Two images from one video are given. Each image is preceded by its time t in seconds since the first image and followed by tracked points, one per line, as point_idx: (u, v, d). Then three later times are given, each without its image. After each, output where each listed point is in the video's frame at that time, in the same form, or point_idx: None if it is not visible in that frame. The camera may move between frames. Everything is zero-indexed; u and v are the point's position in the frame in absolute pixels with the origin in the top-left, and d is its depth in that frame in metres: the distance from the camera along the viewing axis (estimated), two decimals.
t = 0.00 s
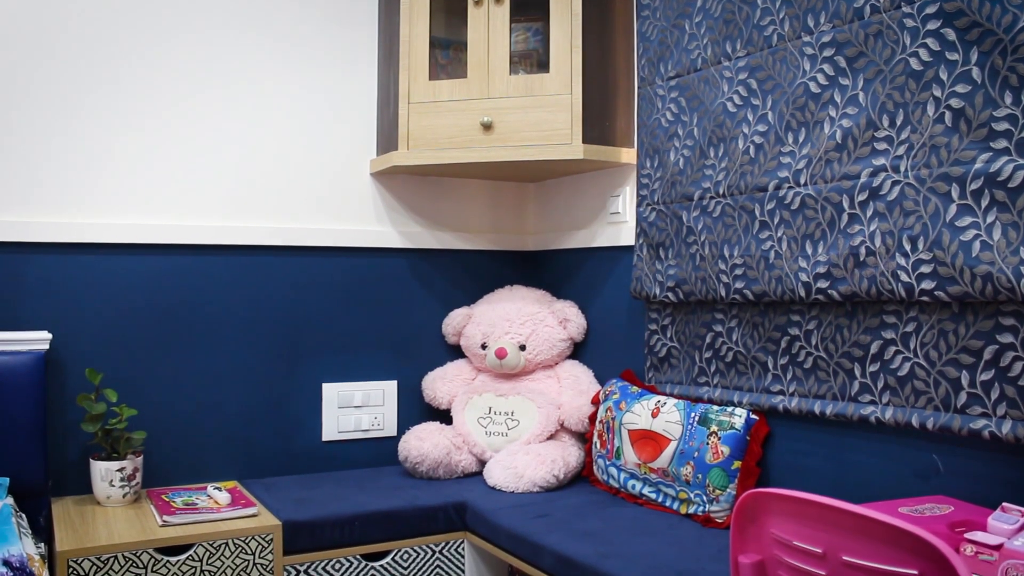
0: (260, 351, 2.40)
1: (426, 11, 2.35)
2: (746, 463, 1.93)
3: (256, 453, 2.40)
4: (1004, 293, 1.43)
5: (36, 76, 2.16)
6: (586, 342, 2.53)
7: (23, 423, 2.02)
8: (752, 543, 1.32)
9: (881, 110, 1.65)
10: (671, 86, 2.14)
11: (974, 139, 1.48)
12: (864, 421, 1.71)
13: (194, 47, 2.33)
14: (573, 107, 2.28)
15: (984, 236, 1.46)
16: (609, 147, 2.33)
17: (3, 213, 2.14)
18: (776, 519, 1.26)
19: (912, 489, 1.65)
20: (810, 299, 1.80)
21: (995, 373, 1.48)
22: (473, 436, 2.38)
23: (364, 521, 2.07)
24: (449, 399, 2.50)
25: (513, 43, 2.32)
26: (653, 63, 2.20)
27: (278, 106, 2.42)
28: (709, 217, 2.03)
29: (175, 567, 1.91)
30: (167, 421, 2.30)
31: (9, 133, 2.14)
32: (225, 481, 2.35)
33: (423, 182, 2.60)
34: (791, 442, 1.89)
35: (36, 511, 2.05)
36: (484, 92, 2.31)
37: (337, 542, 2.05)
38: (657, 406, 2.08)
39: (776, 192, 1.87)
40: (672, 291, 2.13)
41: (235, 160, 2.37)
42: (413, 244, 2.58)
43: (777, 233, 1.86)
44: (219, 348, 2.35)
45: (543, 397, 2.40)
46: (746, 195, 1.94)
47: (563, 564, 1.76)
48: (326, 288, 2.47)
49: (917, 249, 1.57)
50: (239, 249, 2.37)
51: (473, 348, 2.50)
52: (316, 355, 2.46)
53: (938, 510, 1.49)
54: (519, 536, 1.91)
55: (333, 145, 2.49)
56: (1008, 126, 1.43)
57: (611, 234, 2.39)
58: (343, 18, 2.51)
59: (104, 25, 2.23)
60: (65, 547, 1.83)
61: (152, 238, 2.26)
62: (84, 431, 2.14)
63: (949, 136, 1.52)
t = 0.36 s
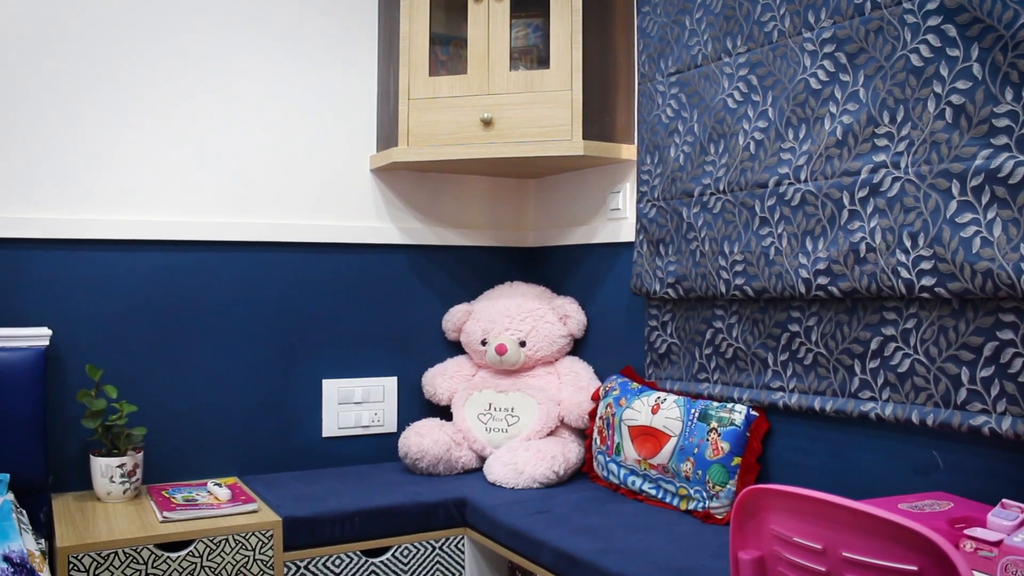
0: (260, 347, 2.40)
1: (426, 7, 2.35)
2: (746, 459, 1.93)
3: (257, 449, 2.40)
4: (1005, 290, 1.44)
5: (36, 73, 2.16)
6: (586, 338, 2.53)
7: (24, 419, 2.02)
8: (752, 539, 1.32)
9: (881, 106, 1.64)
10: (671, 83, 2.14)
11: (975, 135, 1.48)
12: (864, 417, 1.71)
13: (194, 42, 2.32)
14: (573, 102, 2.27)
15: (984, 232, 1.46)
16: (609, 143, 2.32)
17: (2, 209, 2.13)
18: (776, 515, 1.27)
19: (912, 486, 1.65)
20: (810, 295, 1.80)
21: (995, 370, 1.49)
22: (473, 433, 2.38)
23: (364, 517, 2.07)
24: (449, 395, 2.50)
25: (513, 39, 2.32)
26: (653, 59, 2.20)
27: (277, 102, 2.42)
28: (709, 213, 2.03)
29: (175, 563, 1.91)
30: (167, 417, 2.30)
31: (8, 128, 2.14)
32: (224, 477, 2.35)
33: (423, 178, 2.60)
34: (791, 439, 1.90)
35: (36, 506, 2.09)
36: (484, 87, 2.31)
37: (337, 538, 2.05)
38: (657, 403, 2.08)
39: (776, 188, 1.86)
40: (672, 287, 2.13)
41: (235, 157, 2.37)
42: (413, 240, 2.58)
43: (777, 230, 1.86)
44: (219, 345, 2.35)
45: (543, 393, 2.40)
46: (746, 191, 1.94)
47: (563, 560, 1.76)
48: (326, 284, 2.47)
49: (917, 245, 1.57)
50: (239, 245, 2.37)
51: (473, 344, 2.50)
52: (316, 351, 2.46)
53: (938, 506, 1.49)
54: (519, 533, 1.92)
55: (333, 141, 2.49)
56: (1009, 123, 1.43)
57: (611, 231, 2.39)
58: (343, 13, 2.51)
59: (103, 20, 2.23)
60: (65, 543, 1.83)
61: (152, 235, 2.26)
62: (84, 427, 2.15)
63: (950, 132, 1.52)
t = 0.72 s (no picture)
0: (260, 344, 2.40)
1: (426, 3, 2.34)
2: (746, 455, 1.93)
3: (257, 445, 2.40)
4: (1005, 286, 1.44)
5: (36, 69, 2.16)
6: (586, 334, 2.53)
7: (24, 414, 2.02)
8: (752, 535, 1.32)
9: (882, 102, 1.64)
10: (671, 79, 2.14)
11: (976, 131, 1.48)
12: (864, 413, 1.72)
13: (193, 37, 2.32)
14: (573, 98, 2.27)
15: (985, 229, 1.46)
16: (609, 139, 2.32)
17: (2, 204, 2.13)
18: (776, 511, 1.27)
19: (911, 482, 1.65)
20: (810, 291, 1.80)
21: (995, 366, 1.49)
22: (473, 429, 2.39)
23: (364, 513, 2.07)
24: (449, 391, 2.50)
25: (513, 35, 2.32)
26: (654, 55, 2.19)
27: (277, 98, 2.42)
28: (709, 209, 2.03)
29: (175, 558, 1.91)
30: (167, 413, 2.30)
31: (7, 123, 2.14)
32: (225, 473, 2.35)
33: (423, 174, 2.60)
34: (791, 435, 1.90)
35: (36, 502, 2.07)
36: (484, 83, 2.31)
37: (337, 534, 2.06)
38: (657, 399, 2.08)
39: (777, 185, 1.86)
40: (672, 283, 2.13)
41: (235, 153, 2.36)
42: (413, 236, 2.58)
43: (777, 226, 1.86)
44: (220, 340, 2.35)
45: (543, 389, 2.40)
46: (746, 187, 1.94)
47: (563, 556, 1.76)
48: (326, 280, 2.47)
49: (918, 241, 1.57)
50: (238, 241, 2.37)
51: (473, 340, 2.50)
52: (316, 347, 2.46)
53: (937, 502, 1.49)
54: (519, 528, 1.92)
55: (333, 137, 2.48)
56: (1009, 119, 1.43)
57: (611, 227, 2.39)
58: (342, 9, 2.50)
59: (102, 16, 2.22)
60: (65, 539, 1.83)
61: (153, 231, 2.26)
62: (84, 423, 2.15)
63: (950, 128, 1.52)
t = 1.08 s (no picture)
0: (260, 339, 2.40)
1: None
2: (746, 450, 1.93)
3: (257, 440, 2.40)
4: (1005, 282, 1.43)
5: (36, 65, 2.15)
6: (586, 330, 2.53)
7: (24, 410, 2.02)
8: (752, 531, 1.32)
9: (883, 98, 1.64)
10: (672, 74, 2.13)
11: (977, 126, 1.48)
12: (864, 409, 1.72)
13: (192, 33, 2.31)
14: (574, 94, 2.27)
15: (985, 224, 1.46)
16: (609, 134, 2.32)
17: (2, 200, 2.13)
18: (776, 506, 1.27)
19: (911, 478, 1.65)
20: (810, 287, 1.79)
21: (995, 362, 1.49)
22: (473, 424, 2.39)
23: (364, 509, 2.07)
24: (449, 387, 2.50)
25: (513, 30, 2.31)
26: (654, 50, 2.19)
27: (277, 93, 2.41)
28: (709, 205, 2.03)
29: (175, 554, 1.92)
30: (167, 409, 2.30)
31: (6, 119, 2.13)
32: (225, 468, 2.35)
33: (423, 169, 2.59)
34: (791, 431, 1.90)
35: (36, 498, 2.06)
36: (484, 79, 2.31)
37: (337, 529, 2.06)
38: (657, 394, 2.09)
39: (777, 180, 1.86)
40: (672, 279, 2.13)
41: (235, 148, 2.36)
42: (413, 231, 2.57)
43: (777, 222, 1.86)
44: (220, 336, 2.35)
45: (543, 384, 2.40)
46: (746, 182, 1.93)
47: (563, 552, 1.76)
48: (326, 276, 2.47)
49: (918, 237, 1.57)
50: (238, 236, 2.37)
51: (473, 336, 2.50)
52: (316, 343, 2.46)
53: (937, 497, 1.49)
54: (519, 524, 1.92)
55: (333, 132, 2.48)
56: (1010, 114, 1.43)
57: (611, 222, 2.39)
58: (342, 4, 2.50)
59: (101, 11, 2.22)
60: (66, 534, 1.83)
61: (152, 227, 2.26)
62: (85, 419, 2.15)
63: (951, 124, 1.52)
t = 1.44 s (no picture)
0: (260, 334, 2.40)
1: None
2: (746, 446, 1.93)
3: (257, 436, 2.40)
4: (1006, 278, 1.43)
5: (34, 60, 2.15)
6: (586, 325, 2.53)
7: (24, 405, 2.02)
8: (752, 526, 1.32)
9: (884, 93, 1.64)
10: (672, 69, 2.13)
11: (977, 122, 1.48)
12: (864, 405, 1.72)
13: (192, 28, 2.31)
14: (574, 89, 2.27)
15: (986, 220, 1.46)
16: (609, 130, 2.31)
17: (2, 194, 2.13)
18: (776, 501, 1.27)
19: (911, 473, 1.66)
20: (810, 282, 1.79)
21: (995, 358, 1.49)
22: (473, 420, 2.39)
23: (364, 504, 2.07)
24: (449, 382, 2.50)
25: (513, 26, 2.31)
26: (655, 46, 2.19)
27: (277, 88, 2.41)
28: (709, 201, 2.03)
29: (175, 549, 1.92)
30: (167, 404, 2.30)
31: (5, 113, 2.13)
32: (225, 463, 2.35)
33: (423, 165, 2.59)
34: (791, 426, 1.90)
35: (37, 493, 2.08)
36: (484, 74, 2.30)
37: (337, 524, 2.06)
38: (657, 389, 2.09)
39: (777, 175, 1.86)
40: (672, 275, 2.13)
41: (234, 143, 2.36)
42: (413, 227, 2.57)
43: (777, 217, 1.86)
44: (220, 331, 2.35)
45: (543, 380, 2.40)
46: (746, 178, 1.93)
47: (564, 547, 1.76)
48: (326, 271, 2.47)
49: (918, 233, 1.57)
50: (238, 232, 2.36)
51: (473, 331, 2.50)
52: (316, 338, 2.46)
53: (937, 493, 1.49)
54: (519, 519, 1.92)
55: (333, 127, 2.48)
56: (1011, 110, 1.42)
57: (611, 218, 2.39)
58: None
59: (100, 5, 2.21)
60: (66, 529, 1.83)
61: (152, 222, 2.26)
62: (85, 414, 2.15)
63: (952, 119, 1.52)
